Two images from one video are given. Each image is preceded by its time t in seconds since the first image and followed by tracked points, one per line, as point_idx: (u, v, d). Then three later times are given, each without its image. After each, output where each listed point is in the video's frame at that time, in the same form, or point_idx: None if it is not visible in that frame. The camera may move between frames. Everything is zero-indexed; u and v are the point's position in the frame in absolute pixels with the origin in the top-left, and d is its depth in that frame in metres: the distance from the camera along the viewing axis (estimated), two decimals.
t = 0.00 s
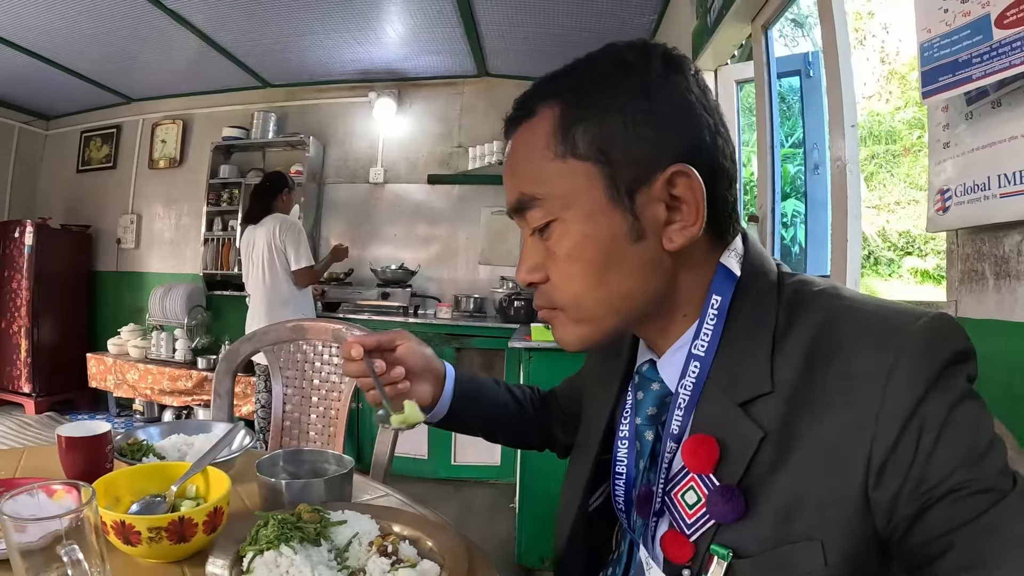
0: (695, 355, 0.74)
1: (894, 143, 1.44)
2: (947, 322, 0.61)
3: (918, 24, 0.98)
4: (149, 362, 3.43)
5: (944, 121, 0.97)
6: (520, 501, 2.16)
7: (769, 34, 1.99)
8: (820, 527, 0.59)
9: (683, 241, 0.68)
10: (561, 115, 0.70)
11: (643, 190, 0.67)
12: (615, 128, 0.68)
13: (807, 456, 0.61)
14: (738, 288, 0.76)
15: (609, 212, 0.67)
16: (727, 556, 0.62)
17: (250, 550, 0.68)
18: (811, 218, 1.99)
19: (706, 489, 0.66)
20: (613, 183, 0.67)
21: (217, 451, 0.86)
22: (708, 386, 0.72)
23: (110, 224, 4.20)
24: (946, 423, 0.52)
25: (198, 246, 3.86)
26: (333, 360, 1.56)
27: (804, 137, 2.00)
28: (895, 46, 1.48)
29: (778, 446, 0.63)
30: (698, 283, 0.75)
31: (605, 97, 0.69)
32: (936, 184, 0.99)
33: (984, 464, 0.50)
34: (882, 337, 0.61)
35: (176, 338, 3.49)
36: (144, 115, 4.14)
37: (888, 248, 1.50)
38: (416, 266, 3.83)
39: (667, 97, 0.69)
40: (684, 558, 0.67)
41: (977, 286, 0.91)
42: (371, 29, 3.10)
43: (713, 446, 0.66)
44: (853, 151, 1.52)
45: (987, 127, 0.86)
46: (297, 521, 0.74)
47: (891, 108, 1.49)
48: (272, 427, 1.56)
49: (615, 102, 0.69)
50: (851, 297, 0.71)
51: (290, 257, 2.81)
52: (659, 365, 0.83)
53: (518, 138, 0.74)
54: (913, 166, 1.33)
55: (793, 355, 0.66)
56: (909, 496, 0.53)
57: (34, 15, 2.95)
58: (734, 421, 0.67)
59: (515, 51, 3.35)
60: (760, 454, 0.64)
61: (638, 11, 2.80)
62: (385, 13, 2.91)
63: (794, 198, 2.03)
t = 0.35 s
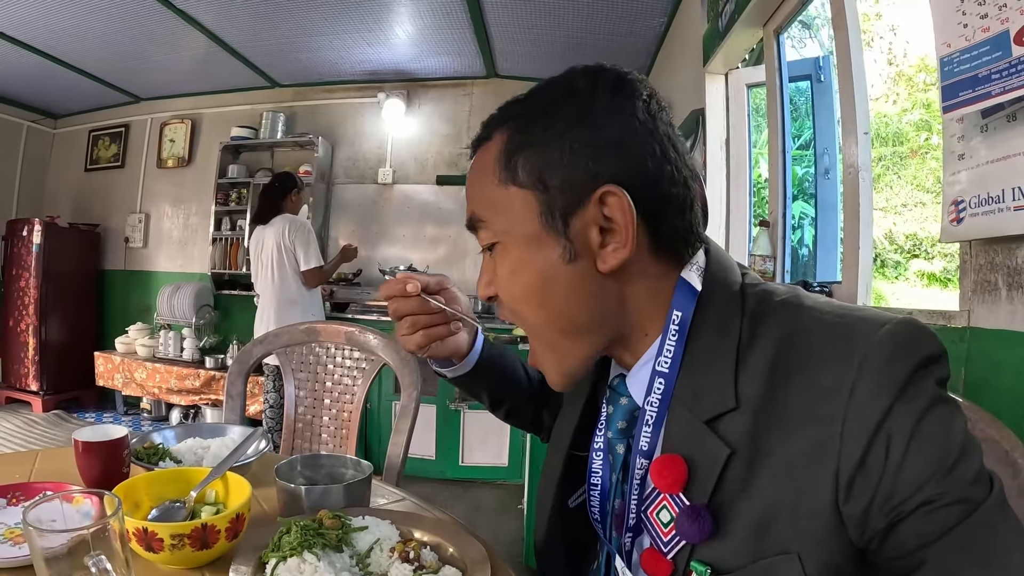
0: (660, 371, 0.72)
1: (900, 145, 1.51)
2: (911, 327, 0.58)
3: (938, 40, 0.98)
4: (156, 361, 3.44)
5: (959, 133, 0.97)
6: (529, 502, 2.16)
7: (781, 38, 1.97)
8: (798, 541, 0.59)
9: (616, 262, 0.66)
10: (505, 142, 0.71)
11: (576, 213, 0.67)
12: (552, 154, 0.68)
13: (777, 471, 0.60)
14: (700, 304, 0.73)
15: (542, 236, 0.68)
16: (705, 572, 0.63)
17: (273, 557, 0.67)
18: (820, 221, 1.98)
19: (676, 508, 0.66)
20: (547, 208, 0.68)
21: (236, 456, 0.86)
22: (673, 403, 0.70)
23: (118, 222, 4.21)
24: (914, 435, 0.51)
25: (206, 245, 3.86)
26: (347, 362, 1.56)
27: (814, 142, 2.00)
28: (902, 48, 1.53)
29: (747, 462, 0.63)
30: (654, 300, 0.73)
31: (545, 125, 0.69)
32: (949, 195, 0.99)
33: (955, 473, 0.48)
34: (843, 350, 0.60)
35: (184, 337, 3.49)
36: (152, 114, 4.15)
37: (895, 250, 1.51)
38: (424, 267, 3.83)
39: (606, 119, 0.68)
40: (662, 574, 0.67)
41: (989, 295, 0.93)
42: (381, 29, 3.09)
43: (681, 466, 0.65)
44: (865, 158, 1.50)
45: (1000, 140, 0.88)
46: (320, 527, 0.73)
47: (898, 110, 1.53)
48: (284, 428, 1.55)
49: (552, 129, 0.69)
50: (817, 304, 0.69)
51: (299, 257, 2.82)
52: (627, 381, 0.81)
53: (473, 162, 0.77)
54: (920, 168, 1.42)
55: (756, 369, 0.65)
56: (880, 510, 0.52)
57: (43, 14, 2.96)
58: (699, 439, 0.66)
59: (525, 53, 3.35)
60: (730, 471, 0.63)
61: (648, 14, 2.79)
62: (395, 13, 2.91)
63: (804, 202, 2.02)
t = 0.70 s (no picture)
0: (670, 366, 0.70)
1: (907, 146, 1.49)
2: (918, 318, 0.56)
3: (953, 38, 0.94)
4: (160, 358, 3.43)
5: (973, 131, 0.93)
6: (535, 503, 2.13)
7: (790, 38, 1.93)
8: (805, 535, 0.56)
9: (621, 263, 0.65)
10: (502, 156, 0.70)
11: (575, 217, 0.65)
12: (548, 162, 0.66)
13: (785, 464, 0.58)
14: (707, 297, 0.72)
15: (545, 242, 0.66)
16: (717, 566, 0.61)
17: (281, 556, 0.65)
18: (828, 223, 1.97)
19: (689, 501, 0.63)
20: (548, 215, 0.66)
21: (243, 453, 0.84)
22: (685, 399, 0.68)
23: (123, 220, 4.20)
24: (922, 426, 0.48)
25: (211, 243, 3.86)
26: (353, 360, 1.54)
27: (822, 142, 1.99)
28: (909, 48, 1.54)
29: (756, 456, 0.61)
30: (661, 298, 0.71)
31: (533, 134, 0.68)
32: (963, 193, 0.95)
33: (965, 463, 0.46)
34: (848, 341, 0.58)
35: (188, 335, 3.48)
36: (157, 112, 4.14)
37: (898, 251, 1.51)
38: (429, 266, 3.81)
39: (590, 123, 0.66)
40: (676, 569, 0.64)
41: (1003, 293, 0.89)
42: (387, 28, 3.08)
43: (694, 461, 0.63)
44: (876, 156, 1.47)
45: (1016, 137, 0.84)
46: (329, 526, 0.71)
47: (904, 111, 1.52)
48: (290, 428, 1.53)
49: (544, 136, 0.67)
50: (823, 296, 0.67)
51: (305, 256, 2.80)
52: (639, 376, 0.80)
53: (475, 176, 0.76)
54: (928, 170, 1.40)
55: (763, 365, 0.63)
56: (890, 501, 0.50)
57: (48, 11, 2.96)
58: (710, 432, 0.64)
59: (531, 51, 3.33)
60: (740, 464, 0.61)
61: (655, 12, 2.77)
62: (401, 12, 2.90)
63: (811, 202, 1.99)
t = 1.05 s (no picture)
0: (683, 359, 0.69)
1: (912, 148, 1.49)
2: (928, 310, 0.54)
3: (968, 33, 0.89)
4: (163, 357, 3.41)
5: (990, 129, 0.89)
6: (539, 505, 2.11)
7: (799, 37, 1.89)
8: (817, 526, 0.55)
9: (638, 256, 0.63)
10: (522, 149, 0.68)
11: (593, 209, 0.64)
12: (567, 155, 0.64)
13: (796, 454, 0.57)
14: (721, 292, 0.70)
15: (564, 235, 0.65)
16: (727, 559, 0.59)
17: (285, 561, 0.62)
18: (838, 224, 1.96)
19: (699, 493, 0.62)
20: (567, 208, 0.65)
21: (246, 454, 0.82)
22: (697, 392, 0.67)
23: (127, 218, 4.19)
24: (932, 418, 0.47)
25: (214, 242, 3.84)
26: (358, 359, 1.52)
27: (831, 142, 1.97)
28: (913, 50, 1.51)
29: (767, 448, 0.60)
30: (676, 291, 0.70)
31: (552, 130, 0.66)
32: (980, 192, 0.91)
33: (977, 453, 0.44)
34: (860, 333, 0.56)
35: (191, 333, 3.47)
36: (162, 110, 4.13)
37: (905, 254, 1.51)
38: (433, 265, 3.79)
39: (608, 118, 0.64)
40: (685, 562, 0.63)
41: (1021, 295, 0.85)
42: (392, 26, 3.06)
43: (706, 451, 0.62)
44: (889, 156, 1.44)
45: None
46: (334, 530, 0.69)
47: (909, 114, 1.51)
48: (293, 427, 1.51)
49: (563, 131, 0.65)
50: (834, 289, 0.66)
51: (309, 254, 2.78)
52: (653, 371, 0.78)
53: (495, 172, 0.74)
54: (934, 172, 1.40)
55: (775, 357, 0.62)
56: (901, 492, 0.48)
57: (51, 8, 2.94)
58: (722, 425, 0.63)
59: (537, 50, 3.30)
60: (752, 455, 0.60)
61: (663, 12, 2.74)
62: (406, 10, 2.87)
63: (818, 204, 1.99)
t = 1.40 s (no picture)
0: (690, 355, 0.68)
1: (914, 151, 1.48)
2: (938, 308, 0.54)
3: (970, 31, 0.88)
4: (164, 356, 3.41)
5: (994, 129, 0.88)
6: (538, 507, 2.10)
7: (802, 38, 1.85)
8: (823, 525, 0.55)
9: (651, 249, 0.62)
10: (535, 142, 0.68)
11: (607, 201, 0.63)
12: (582, 147, 0.63)
13: (803, 451, 0.57)
14: (730, 289, 0.69)
15: (577, 227, 0.64)
16: (732, 556, 0.59)
17: (278, 562, 0.62)
18: (840, 227, 1.95)
19: (706, 489, 0.61)
20: (580, 200, 0.64)
21: (241, 454, 0.81)
22: (704, 388, 0.66)
23: (128, 217, 4.19)
24: (941, 416, 0.47)
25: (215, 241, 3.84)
26: (356, 359, 1.51)
27: (834, 143, 1.96)
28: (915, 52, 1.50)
29: (775, 445, 0.59)
30: (685, 288, 0.69)
31: (566, 123, 0.65)
32: (984, 193, 0.90)
33: (986, 452, 0.44)
34: (869, 330, 0.56)
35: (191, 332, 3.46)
36: (164, 108, 4.13)
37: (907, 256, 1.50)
38: (435, 265, 3.79)
39: (623, 112, 0.63)
40: (689, 560, 0.62)
41: None
42: (394, 26, 3.06)
43: (713, 447, 0.61)
44: (891, 157, 1.43)
45: None
46: (327, 531, 0.68)
47: (911, 116, 1.51)
48: (291, 427, 1.51)
49: (576, 124, 0.65)
50: (842, 288, 0.66)
51: (310, 254, 2.78)
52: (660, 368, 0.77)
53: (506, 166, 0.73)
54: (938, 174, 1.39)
55: (783, 354, 0.62)
56: (909, 490, 0.48)
57: (54, 6, 2.94)
58: (729, 421, 0.62)
59: (539, 51, 3.30)
60: (759, 453, 0.60)
61: (666, 12, 2.74)
62: (408, 9, 2.87)
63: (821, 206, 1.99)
